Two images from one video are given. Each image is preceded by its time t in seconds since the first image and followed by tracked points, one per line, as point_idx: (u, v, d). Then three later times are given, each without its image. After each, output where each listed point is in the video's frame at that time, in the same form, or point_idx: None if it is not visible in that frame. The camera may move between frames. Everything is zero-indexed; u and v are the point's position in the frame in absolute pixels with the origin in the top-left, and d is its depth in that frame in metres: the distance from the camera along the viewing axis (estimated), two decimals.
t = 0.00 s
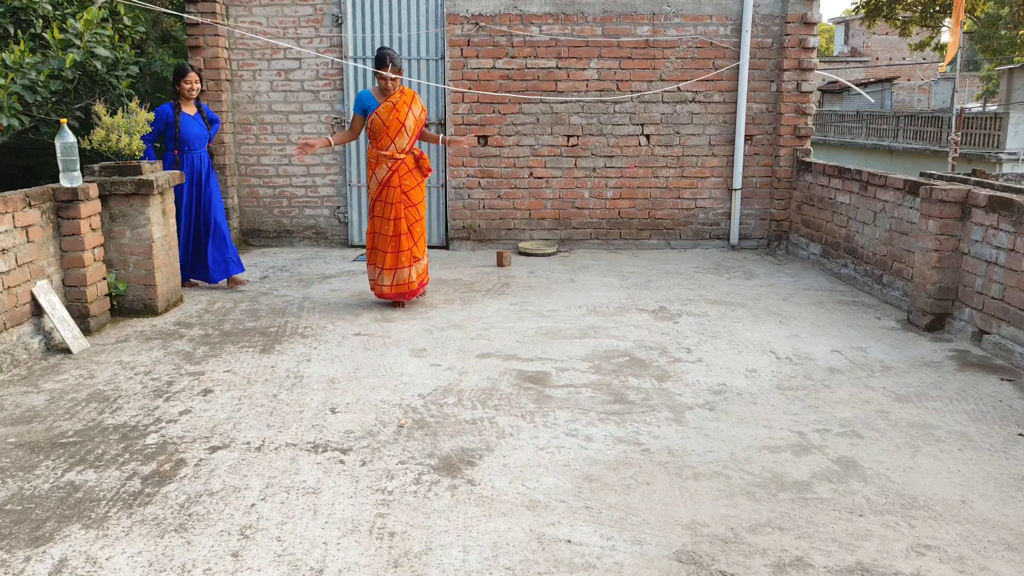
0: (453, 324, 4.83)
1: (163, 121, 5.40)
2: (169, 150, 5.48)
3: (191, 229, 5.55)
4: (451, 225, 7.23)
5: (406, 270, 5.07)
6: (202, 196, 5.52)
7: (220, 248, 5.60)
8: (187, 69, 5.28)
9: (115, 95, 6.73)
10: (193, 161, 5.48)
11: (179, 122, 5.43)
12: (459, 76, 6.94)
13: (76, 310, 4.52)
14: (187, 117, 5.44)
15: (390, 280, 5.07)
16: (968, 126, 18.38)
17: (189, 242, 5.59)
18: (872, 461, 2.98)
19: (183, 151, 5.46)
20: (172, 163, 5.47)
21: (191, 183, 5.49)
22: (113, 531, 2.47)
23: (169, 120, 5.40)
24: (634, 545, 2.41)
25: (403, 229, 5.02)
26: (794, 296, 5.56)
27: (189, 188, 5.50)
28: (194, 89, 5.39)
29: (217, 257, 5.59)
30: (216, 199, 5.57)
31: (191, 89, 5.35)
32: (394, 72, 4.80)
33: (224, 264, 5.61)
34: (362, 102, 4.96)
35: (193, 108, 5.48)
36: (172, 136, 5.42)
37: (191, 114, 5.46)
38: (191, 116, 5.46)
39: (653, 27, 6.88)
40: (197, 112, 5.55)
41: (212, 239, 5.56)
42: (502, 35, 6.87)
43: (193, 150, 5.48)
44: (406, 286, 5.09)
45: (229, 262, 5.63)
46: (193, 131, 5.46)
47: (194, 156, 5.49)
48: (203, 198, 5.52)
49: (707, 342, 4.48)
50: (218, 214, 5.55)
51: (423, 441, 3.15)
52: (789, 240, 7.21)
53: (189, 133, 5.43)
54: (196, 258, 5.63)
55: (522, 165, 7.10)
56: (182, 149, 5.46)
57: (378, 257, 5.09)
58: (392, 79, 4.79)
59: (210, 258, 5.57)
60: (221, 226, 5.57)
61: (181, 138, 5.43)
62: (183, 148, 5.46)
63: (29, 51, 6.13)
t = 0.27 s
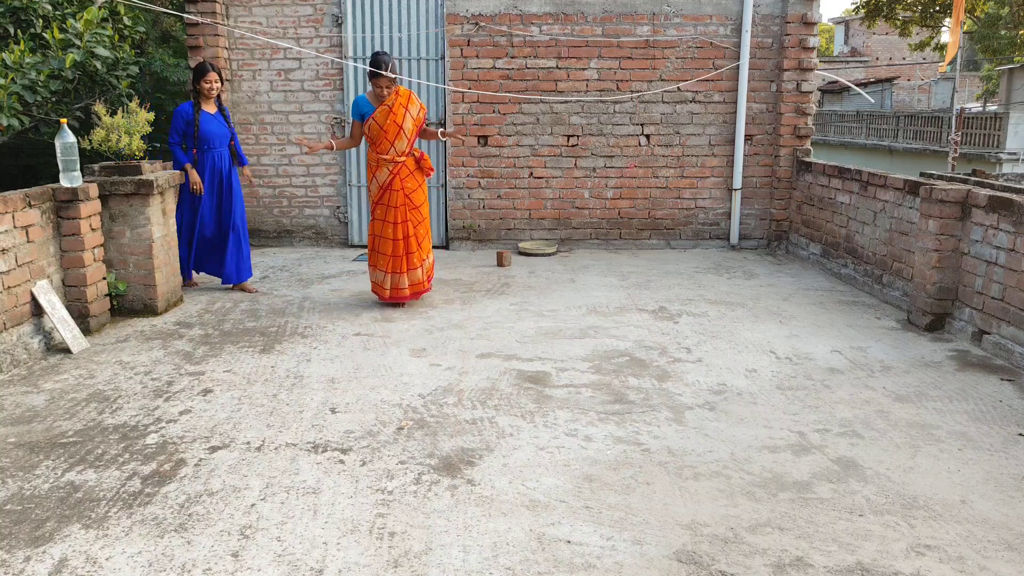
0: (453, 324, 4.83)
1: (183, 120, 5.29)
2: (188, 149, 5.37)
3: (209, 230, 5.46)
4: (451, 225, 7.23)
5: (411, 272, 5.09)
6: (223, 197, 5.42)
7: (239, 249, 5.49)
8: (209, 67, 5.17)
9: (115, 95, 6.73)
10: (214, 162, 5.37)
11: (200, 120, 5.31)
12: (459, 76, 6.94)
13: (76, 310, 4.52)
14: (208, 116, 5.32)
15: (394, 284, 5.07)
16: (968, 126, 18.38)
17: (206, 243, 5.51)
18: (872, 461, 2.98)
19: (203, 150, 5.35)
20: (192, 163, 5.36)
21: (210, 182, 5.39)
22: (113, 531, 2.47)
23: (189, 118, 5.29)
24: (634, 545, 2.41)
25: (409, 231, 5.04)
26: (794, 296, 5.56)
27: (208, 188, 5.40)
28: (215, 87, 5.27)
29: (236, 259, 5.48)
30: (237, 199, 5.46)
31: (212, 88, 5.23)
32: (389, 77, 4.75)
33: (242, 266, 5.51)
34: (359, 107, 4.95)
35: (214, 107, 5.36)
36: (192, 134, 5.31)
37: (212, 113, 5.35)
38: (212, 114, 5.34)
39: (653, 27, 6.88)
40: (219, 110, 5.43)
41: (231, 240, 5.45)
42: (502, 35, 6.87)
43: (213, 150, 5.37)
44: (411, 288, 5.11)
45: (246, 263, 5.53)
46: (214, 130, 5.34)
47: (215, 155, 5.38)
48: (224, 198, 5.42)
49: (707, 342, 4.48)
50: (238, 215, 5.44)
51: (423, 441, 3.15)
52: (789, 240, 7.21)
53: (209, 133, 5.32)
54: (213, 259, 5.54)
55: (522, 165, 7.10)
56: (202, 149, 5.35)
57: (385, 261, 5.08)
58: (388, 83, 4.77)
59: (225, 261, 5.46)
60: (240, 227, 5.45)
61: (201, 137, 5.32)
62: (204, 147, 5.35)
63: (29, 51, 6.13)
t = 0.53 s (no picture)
0: (453, 324, 4.83)
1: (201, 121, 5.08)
2: (205, 151, 5.16)
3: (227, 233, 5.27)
4: (451, 225, 7.23)
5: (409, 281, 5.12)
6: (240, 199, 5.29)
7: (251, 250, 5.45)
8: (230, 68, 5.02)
9: (115, 95, 6.73)
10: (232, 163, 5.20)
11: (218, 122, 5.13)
12: (459, 76, 6.94)
13: (76, 310, 4.52)
14: (225, 117, 5.16)
15: (394, 292, 5.11)
16: (968, 126, 18.38)
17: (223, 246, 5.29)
18: (872, 461, 2.98)
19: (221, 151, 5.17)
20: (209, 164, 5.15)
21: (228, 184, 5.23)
22: (113, 531, 2.47)
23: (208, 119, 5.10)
24: (634, 544, 2.41)
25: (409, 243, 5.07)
26: (794, 296, 5.56)
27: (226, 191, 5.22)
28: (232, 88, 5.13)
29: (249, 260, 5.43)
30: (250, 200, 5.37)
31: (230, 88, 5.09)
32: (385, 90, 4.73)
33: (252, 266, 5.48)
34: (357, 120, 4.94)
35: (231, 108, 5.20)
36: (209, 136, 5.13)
37: (229, 114, 5.18)
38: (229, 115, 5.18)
39: (653, 27, 6.88)
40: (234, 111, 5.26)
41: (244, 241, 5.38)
42: (502, 35, 6.87)
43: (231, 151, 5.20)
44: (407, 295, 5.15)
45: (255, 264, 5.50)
46: (232, 132, 5.18)
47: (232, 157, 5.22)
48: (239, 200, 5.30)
49: (707, 342, 4.48)
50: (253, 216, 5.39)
51: (423, 441, 3.15)
52: (789, 240, 7.21)
53: (226, 134, 5.15)
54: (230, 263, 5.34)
55: (522, 165, 7.10)
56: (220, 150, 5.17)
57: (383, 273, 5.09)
58: (388, 96, 4.77)
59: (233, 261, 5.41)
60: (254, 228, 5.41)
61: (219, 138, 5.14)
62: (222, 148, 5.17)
63: (29, 51, 6.13)
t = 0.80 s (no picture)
0: (453, 324, 4.83)
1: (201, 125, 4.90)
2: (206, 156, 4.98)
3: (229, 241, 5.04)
4: (451, 225, 7.23)
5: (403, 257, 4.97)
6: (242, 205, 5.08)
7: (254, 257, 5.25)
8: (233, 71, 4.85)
9: (115, 95, 6.73)
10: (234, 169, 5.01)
11: (219, 126, 4.95)
12: (459, 76, 6.94)
13: (76, 310, 4.52)
14: (227, 121, 4.98)
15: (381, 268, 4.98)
16: (968, 126, 18.38)
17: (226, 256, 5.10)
18: (872, 461, 2.98)
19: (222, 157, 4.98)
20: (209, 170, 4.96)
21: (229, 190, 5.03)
22: (113, 531, 2.47)
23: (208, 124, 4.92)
24: (634, 545, 2.41)
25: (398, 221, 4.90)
26: (794, 296, 5.56)
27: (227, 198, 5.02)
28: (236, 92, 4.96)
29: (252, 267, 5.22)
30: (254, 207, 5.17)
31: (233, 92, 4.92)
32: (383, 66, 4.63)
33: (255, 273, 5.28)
34: (352, 91, 4.83)
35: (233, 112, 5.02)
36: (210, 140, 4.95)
37: (231, 118, 5.00)
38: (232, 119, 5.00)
39: (653, 27, 6.88)
40: (236, 115, 5.08)
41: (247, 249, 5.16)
42: (502, 35, 6.87)
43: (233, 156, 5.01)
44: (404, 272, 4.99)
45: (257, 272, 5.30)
46: (234, 136, 4.99)
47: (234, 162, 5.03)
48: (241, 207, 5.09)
49: (707, 342, 4.48)
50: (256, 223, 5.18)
51: (423, 441, 3.15)
52: (789, 240, 7.21)
53: (227, 139, 4.96)
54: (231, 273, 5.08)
55: (522, 165, 7.10)
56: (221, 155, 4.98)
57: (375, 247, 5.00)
58: (381, 68, 4.63)
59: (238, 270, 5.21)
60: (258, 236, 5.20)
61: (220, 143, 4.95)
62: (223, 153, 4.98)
63: (29, 51, 6.13)
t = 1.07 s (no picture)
0: (453, 324, 4.83)
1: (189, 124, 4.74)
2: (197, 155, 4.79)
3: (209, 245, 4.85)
4: (451, 225, 7.23)
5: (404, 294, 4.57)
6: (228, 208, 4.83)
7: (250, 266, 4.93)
8: (221, 69, 4.58)
9: (115, 95, 6.73)
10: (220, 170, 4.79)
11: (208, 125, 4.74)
12: (459, 76, 6.94)
13: (76, 310, 4.52)
14: (218, 120, 4.75)
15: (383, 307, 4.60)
16: (968, 125, 18.38)
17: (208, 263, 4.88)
18: (872, 461, 2.98)
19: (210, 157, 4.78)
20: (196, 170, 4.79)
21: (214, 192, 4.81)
22: (113, 531, 2.47)
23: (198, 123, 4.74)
24: (634, 545, 2.41)
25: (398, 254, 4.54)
26: (793, 295, 5.56)
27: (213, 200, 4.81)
28: (232, 91, 4.69)
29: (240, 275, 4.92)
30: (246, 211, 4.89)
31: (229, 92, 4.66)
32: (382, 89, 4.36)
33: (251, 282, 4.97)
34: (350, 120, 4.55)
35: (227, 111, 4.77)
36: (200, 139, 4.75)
37: (224, 117, 4.77)
38: (225, 118, 4.77)
39: (653, 27, 6.88)
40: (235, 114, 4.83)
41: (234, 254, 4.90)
42: (502, 35, 6.87)
43: (222, 157, 4.78)
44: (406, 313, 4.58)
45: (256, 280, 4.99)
46: (221, 136, 4.75)
47: (223, 163, 4.79)
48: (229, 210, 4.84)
49: (707, 342, 4.48)
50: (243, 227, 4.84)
51: (422, 441, 3.15)
52: (789, 240, 7.21)
53: (215, 138, 4.73)
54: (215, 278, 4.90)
55: (522, 165, 7.10)
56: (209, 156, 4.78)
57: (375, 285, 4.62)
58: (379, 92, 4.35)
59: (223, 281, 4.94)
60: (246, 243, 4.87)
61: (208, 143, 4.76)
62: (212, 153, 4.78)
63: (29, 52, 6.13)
